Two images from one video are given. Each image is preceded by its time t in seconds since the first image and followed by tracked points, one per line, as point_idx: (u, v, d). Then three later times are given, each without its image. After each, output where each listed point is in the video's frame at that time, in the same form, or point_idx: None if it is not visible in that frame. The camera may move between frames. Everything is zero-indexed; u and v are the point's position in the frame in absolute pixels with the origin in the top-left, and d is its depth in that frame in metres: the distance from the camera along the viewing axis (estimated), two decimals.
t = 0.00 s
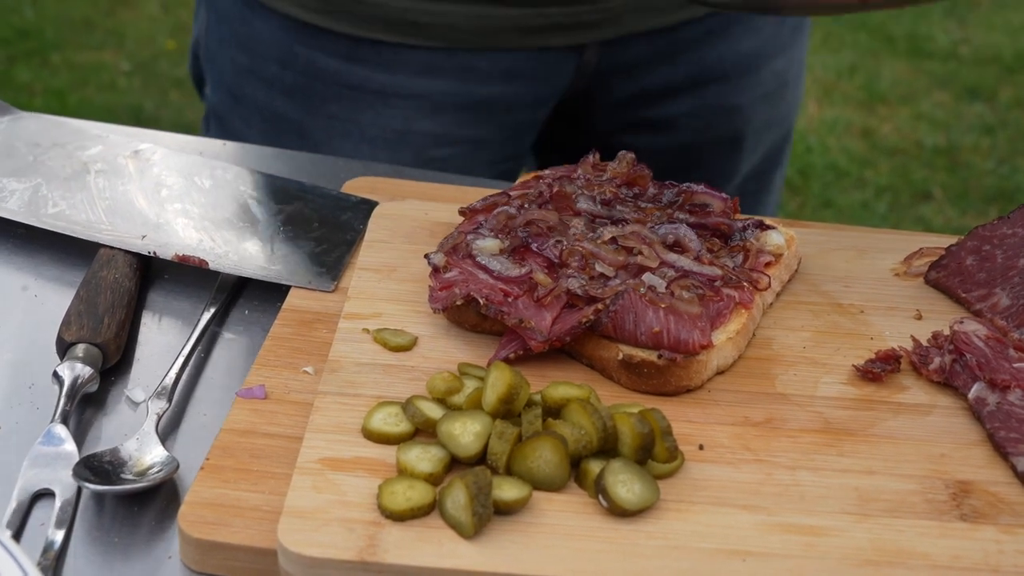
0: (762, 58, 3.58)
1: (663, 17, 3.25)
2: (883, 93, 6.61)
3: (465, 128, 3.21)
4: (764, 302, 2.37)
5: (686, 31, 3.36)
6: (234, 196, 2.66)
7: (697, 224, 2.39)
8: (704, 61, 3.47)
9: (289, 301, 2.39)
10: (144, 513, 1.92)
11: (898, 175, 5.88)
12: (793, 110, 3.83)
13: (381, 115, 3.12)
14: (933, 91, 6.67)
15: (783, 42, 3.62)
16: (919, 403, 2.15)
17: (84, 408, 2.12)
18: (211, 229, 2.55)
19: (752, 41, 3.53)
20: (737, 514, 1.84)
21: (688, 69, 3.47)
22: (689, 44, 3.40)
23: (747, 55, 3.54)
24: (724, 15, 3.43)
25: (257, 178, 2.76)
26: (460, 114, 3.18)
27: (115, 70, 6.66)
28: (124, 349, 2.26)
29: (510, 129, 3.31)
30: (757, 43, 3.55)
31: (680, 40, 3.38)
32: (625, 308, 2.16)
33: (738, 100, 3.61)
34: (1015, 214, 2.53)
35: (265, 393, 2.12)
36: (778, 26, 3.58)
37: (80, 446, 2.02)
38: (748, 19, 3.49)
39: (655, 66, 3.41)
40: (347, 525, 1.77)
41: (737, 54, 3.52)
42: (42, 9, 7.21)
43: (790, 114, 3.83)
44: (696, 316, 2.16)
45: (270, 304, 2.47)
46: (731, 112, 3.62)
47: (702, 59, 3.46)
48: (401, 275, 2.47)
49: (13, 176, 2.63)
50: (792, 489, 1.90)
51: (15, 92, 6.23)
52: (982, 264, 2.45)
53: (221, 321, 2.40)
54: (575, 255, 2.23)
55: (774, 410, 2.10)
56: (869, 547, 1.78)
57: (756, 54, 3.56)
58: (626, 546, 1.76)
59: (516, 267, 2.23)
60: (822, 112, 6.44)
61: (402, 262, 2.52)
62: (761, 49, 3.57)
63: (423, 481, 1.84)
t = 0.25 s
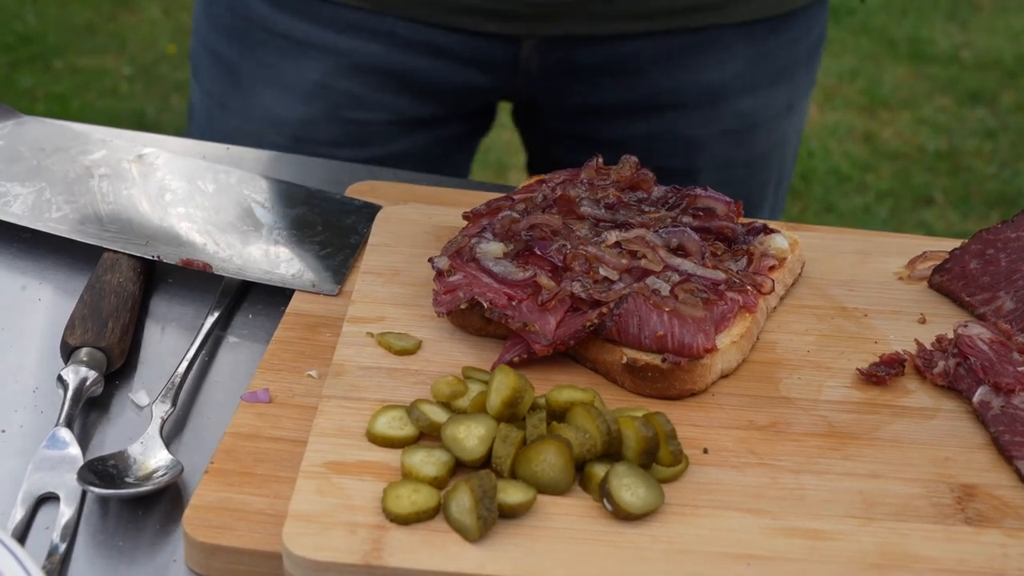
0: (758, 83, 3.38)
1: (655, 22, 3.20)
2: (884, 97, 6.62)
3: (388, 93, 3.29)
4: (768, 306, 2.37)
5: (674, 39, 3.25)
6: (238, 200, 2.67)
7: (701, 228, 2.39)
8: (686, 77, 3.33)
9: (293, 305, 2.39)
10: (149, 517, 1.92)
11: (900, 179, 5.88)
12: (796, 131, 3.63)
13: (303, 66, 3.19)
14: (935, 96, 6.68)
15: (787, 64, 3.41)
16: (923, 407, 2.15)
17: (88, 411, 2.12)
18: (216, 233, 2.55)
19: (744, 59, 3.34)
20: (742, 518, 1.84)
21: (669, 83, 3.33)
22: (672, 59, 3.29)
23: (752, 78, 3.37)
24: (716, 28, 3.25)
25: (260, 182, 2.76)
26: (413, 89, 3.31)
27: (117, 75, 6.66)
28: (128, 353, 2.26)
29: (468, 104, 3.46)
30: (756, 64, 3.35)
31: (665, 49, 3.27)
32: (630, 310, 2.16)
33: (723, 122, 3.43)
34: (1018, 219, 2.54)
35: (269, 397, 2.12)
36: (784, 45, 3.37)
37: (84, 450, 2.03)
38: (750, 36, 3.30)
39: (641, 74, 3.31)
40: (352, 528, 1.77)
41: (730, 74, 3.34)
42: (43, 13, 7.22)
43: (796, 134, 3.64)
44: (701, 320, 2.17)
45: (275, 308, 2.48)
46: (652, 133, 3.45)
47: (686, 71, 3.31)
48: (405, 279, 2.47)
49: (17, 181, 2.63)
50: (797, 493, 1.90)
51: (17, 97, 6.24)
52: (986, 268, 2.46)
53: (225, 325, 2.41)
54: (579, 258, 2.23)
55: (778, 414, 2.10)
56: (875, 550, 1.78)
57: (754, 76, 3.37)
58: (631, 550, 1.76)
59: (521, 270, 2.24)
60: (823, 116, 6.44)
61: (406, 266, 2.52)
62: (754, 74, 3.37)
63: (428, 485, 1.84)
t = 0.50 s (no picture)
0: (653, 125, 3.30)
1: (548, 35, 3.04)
2: (888, 100, 6.61)
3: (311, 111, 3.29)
4: (774, 309, 2.37)
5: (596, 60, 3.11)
6: (243, 202, 2.67)
7: (707, 231, 2.39)
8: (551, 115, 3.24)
9: (298, 307, 2.39)
10: (154, 519, 1.92)
11: (904, 182, 5.88)
12: (722, 172, 3.50)
13: (231, 51, 3.18)
14: (939, 98, 6.67)
15: (705, 108, 3.36)
16: (930, 410, 2.15)
17: (93, 414, 2.12)
18: (221, 235, 2.55)
19: (665, 97, 3.26)
20: (748, 521, 1.83)
21: (532, 117, 3.24)
22: (575, 88, 3.18)
23: (660, 117, 3.30)
24: (593, 71, 3.15)
25: (265, 184, 2.76)
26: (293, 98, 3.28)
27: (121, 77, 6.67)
28: (133, 355, 2.26)
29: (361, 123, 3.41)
30: (643, 110, 3.26)
31: (566, 80, 3.16)
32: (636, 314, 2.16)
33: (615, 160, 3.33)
34: None
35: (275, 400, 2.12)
36: (663, 84, 3.24)
37: (90, 452, 2.02)
38: (648, 83, 3.22)
39: (519, 109, 3.23)
40: (358, 531, 1.77)
41: (621, 121, 3.26)
42: (47, 16, 7.23)
43: (719, 176, 3.50)
44: (707, 322, 2.17)
45: (280, 310, 2.47)
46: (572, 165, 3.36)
47: (569, 115, 3.23)
48: (411, 281, 2.47)
49: (22, 183, 2.63)
50: (803, 496, 1.90)
51: (22, 99, 6.25)
52: (992, 271, 2.45)
53: (230, 327, 2.41)
54: (585, 261, 2.23)
55: (785, 416, 2.10)
56: (882, 553, 1.78)
57: (623, 111, 3.24)
58: (637, 553, 1.76)
59: (526, 273, 2.24)
60: (827, 119, 6.44)
61: (412, 268, 2.52)
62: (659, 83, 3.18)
63: (434, 487, 1.84)
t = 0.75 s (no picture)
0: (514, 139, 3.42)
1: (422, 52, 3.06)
2: (895, 103, 6.60)
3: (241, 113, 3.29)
4: (783, 312, 2.36)
5: (463, 82, 3.14)
6: (251, 205, 2.67)
7: (715, 234, 2.39)
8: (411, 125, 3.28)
9: (306, 309, 2.39)
10: (163, 521, 1.92)
11: (911, 185, 5.87)
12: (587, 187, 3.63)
13: (60, 69, 3.24)
14: (946, 101, 6.66)
15: (569, 116, 3.47)
16: (939, 414, 2.14)
17: (101, 416, 2.12)
18: (230, 237, 2.55)
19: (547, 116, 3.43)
20: (757, 524, 1.83)
21: (441, 134, 3.32)
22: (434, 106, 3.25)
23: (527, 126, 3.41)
24: (474, 101, 3.28)
25: (273, 187, 2.77)
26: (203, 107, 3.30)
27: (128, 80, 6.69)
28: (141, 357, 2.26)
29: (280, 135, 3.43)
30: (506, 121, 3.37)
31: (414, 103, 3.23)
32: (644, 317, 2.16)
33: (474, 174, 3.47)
34: None
35: (283, 402, 2.13)
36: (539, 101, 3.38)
37: (98, 455, 2.02)
38: (492, 97, 3.30)
39: (388, 127, 3.27)
40: (367, 533, 1.77)
41: (475, 132, 3.35)
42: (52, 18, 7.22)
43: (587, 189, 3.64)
44: (716, 325, 2.16)
45: (288, 313, 2.47)
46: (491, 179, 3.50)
47: (428, 130, 3.31)
48: (419, 284, 2.47)
49: (30, 185, 2.63)
50: (812, 499, 1.89)
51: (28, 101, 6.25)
52: (1002, 274, 2.43)
53: (238, 330, 2.41)
54: (593, 263, 2.22)
55: (794, 420, 2.09)
56: (892, 557, 1.78)
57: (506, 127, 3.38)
58: (647, 556, 1.75)
59: (535, 275, 2.23)
60: (834, 122, 6.44)
61: (420, 271, 2.52)
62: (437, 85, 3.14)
63: (443, 490, 1.83)
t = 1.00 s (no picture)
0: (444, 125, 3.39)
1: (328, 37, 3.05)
2: (900, 104, 6.60)
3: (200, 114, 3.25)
4: (787, 312, 2.36)
5: (355, 58, 3.10)
6: (255, 205, 2.68)
7: (720, 234, 2.39)
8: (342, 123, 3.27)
9: (311, 310, 2.39)
10: (167, 521, 1.92)
11: (916, 186, 5.86)
12: (525, 166, 3.63)
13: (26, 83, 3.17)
14: (952, 102, 6.66)
15: (495, 100, 3.45)
16: (944, 414, 2.14)
17: (106, 416, 2.12)
18: (236, 237, 2.55)
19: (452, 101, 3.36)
20: (762, 525, 1.83)
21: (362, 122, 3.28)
22: (342, 91, 3.20)
23: (447, 115, 3.38)
24: (374, 78, 3.20)
25: (277, 187, 2.77)
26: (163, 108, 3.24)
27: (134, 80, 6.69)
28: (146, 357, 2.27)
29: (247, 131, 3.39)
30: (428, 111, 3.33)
31: (322, 90, 3.18)
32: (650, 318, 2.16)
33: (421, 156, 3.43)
34: None
35: (288, 402, 2.13)
36: (443, 89, 3.31)
37: (103, 455, 2.03)
38: (422, 82, 3.27)
39: (294, 120, 3.24)
40: (371, 533, 1.77)
41: (399, 122, 3.31)
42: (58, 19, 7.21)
43: (524, 171, 3.64)
44: (720, 325, 2.16)
45: (293, 313, 2.47)
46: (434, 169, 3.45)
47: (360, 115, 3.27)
48: (424, 284, 2.48)
49: (35, 185, 2.64)
50: (817, 499, 1.89)
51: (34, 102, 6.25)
52: (1007, 275, 2.42)
53: (242, 330, 2.41)
54: (598, 264, 2.22)
55: (798, 420, 2.09)
56: (896, 558, 1.77)
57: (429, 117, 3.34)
58: (650, 556, 1.75)
59: (539, 275, 2.24)
60: (839, 123, 6.43)
61: (425, 271, 2.52)
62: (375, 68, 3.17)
63: (447, 490, 1.83)
